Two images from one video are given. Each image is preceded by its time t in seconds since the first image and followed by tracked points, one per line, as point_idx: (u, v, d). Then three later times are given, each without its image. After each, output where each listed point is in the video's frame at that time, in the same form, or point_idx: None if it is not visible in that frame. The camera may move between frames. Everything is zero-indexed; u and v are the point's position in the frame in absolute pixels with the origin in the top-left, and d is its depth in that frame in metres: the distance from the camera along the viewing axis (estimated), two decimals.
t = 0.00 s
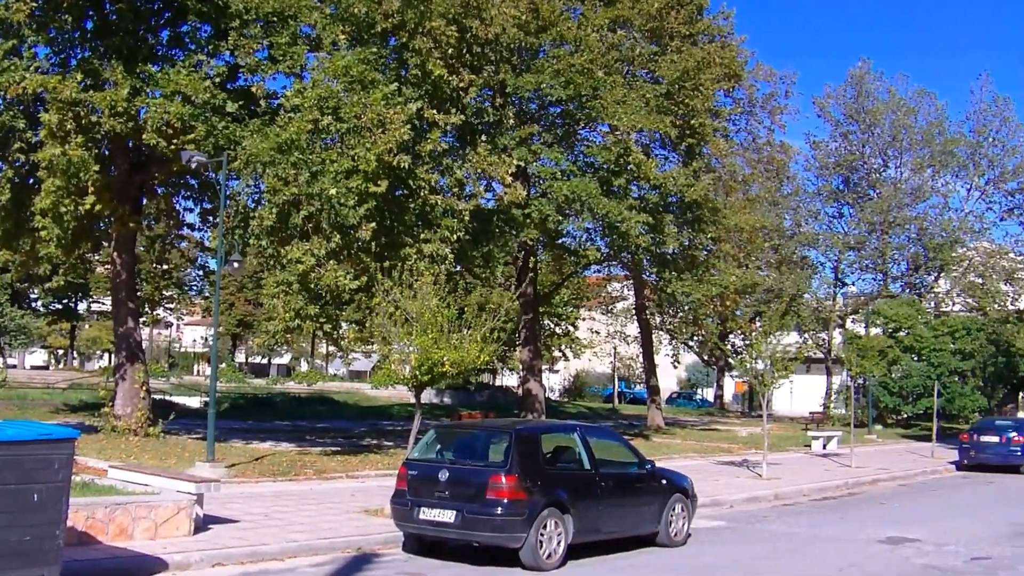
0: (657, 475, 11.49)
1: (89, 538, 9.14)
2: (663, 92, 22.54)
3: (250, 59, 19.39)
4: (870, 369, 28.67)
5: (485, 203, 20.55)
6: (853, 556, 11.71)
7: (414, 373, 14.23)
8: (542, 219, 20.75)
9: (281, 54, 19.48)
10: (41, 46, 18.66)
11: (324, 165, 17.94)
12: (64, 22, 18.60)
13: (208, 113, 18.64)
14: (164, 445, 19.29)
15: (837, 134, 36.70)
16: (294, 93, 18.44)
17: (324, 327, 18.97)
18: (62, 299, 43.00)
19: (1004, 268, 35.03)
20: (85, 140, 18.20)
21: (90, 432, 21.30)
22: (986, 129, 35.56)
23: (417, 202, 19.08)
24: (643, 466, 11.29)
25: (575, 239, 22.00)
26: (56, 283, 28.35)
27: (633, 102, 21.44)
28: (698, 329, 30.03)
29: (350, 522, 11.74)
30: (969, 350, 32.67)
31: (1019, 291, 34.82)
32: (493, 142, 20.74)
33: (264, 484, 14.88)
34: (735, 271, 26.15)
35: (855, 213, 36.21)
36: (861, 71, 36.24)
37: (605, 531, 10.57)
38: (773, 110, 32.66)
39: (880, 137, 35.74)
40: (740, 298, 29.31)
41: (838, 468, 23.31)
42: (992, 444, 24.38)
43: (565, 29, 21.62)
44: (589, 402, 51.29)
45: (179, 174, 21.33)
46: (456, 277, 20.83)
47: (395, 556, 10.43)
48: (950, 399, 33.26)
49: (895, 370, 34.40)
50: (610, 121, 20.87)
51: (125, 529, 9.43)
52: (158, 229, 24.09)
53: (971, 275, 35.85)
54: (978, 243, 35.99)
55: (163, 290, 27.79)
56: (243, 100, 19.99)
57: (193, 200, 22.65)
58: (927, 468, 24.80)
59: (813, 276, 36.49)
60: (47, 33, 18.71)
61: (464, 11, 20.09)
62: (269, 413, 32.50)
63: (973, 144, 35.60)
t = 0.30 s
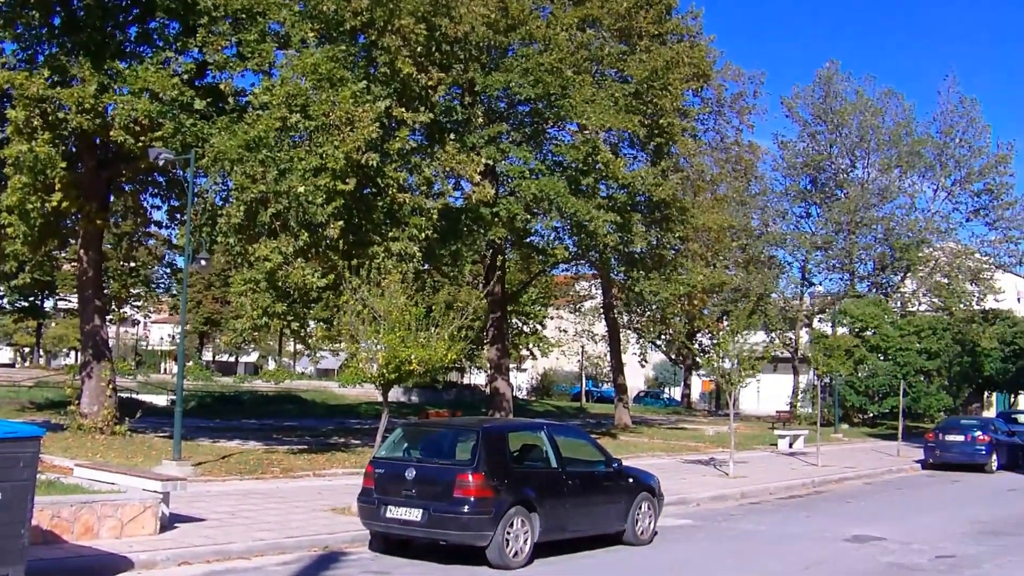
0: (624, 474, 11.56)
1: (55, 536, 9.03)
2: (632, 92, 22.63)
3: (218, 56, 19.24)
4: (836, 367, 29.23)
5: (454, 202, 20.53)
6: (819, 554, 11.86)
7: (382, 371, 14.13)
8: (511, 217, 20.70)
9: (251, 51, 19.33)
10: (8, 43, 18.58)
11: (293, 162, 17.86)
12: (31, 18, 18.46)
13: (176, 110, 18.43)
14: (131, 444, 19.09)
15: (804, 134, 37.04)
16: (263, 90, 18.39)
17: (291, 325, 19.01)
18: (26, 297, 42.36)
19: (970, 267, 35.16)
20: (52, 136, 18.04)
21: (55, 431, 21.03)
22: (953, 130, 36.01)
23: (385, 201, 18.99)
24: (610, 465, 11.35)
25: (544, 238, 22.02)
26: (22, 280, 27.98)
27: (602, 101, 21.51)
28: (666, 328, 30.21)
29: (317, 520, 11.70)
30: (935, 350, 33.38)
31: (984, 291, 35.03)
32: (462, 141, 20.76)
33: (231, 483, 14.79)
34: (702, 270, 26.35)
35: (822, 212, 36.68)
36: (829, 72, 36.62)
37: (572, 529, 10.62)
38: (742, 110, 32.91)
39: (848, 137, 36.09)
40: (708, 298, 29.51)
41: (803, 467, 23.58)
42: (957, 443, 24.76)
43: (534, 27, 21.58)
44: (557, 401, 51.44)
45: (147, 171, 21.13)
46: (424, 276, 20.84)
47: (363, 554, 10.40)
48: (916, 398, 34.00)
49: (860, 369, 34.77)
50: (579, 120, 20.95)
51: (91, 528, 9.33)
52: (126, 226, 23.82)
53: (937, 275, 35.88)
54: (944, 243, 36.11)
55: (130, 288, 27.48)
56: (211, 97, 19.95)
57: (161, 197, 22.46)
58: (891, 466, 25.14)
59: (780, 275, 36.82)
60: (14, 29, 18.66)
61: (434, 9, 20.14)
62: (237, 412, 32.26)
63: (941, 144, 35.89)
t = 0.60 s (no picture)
0: (591, 472, 11.62)
1: (20, 536, 8.92)
2: (600, 91, 22.71)
3: (187, 52, 19.01)
4: (802, 366, 29.51)
5: (422, 200, 20.58)
6: (785, 552, 12.00)
7: (349, 369, 14.12)
8: (479, 216, 20.81)
9: (219, 48, 19.11)
10: None
11: (261, 160, 17.69)
12: None
13: (144, 107, 18.33)
14: (97, 442, 18.87)
15: (771, 134, 37.39)
16: (231, 87, 18.27)
17: (258, 324, 18.69)
18: None
19: (936, 267, 36.06)
20: (19, 132, 17.84)
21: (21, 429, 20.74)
22: (919, 131, 36.51)
23: (353, 198, 19.01)
24: (576, 464, 11.41)
25: (512, 236, 21.92)
26: None
27: (571, 100, 21.61)
28: (633, 326, 30.38)
29: (284, 519, 11.64)
30: (901, 350, 34.39)
31: (950, 291, 36.19)
32: (430, 139, 20.69)
33: (197, 481, 14.68)
34: (671, 269, 26.53)
35: (790, 212, 36.89)
36: (797, 72, 36.94)
37: (539, 528, 10.65)
38: (710, 109, 33.13)
39: (815, 138, 36.46)
40: (676, 296, 29.68)
41: (769, 465, 23.80)
42: (924, 442, 25.12)
43: (504, 26, 21.54)
44: (526, 399, 51.50)
45: (114, 168, 20.91)
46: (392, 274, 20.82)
47: (330, 552, 10.36)
48: (883, 397, 34.63)
49: (828, 368, 35.56)
50: (548, 119, 21.04)
51: (57, 526, 9.23)
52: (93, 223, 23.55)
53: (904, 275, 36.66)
54: (911, 243, 36.70)
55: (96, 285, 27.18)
56: (179, 94, 19.71)
57: (129, 194, 22.21)
58: (855, 464, 25.44)
59: (747, 274, 37.24)
60: None
61: (403, 7, 20.05)
62: (204, 410, 31.99)
63: (907, 146, 36.52)
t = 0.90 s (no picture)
0: (557, 469, 11.67)
1: None
2: (567, 90, 22.81)
3: (154, 49, 18.80)
4: (768, 364, 29.76)
5: (388, 197, 20.39)
6: (751, 548, 12.14)
7: (316, 367, 14.01)
8: (446, 214, 20.67)
9: (186, 44, 18.97)
10: None
11: (228, 157, 17.56)
12: None
13: (111, 103, 18.03)
14: (62, 439, 18.65)
15: (737, 133, 37.71)
16: (198, 83, 18.02)
17: (227, 320, 19.54)
18: None
19: (900, 267, 36.47)
20: None
21: None
22: (884, 131, 36.95)
23: (321, 195, 18.84)
24: (542, 461, 11.46)
25: (479, 234, 21.65)
26: None
27: (538, 99, 21.66)
28: (600, 323, 30.44)
29: (250, 516, 11.58)
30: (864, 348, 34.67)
31: (913, 290, 36.68)
32: (397, 137, 20.66)
33: (163, 478, 14.55)
34: (637, 267, 26.73)
35: (755, 211, 37.22)
36: (763, 72, 37.23)
37: (506, 524, 10.69)
38: (676, 108, 33.36)
39: (781, 137, 36.81)
40: (642, 294, 29.84)
41: (735, 462, 24.01)
42: (886, 439, 25.51)
43: (471, 24, 21.58)
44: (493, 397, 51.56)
45: (80, 164, 20.67)
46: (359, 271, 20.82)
47: (298, 549, 10.34)
48: (847, 393, 34.98)
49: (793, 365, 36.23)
50: (515, 117, 20.91)
51: (22, 524, 9.14)
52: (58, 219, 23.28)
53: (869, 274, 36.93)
54: (875, 243, 36.96)
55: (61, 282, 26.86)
56: (146, 90, 19.45)
57: (95, 190, 21.94)
58: (819, 462, 25.72)
59: (713, 272, 37.58)
60: None
61: (372, 3, 19.81)
62: (171, 407, 31.69)
63: (872, 145, 36.90)
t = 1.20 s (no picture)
0: (524, 466, 11.72)
1: None
2: (535, 88, 22.95)
3: (121, 43, 18.48)
4: (733, 361, 30.00)
5: (356, 194, 20.44)
6: (716, 545, 12.26)
7: (283, 364, 13.96)
8: (414, 211, 20.65)
9: (153, 40, 18.66)
10: None
11: (194, 153, 17.40)
12: None
13: (78, 98, 17.92)
14: (27, 436, 18.41)
15: (704, 132, 37.95)
16: (166, 79, 17.81)
17: (192, 316, 19.29)
18: None
19: (865, 265, 36.80)
20: None
21: None
22: (849, 130, 37.39)
23: (288, 192, 18.78)
24: (509, 458, 11.50)
25: (447, 231, 21.90)
26: None
27: (505, 96, 21.63)
28: (566, 322, 30.44)
29: (216, 513, 11.51)
30: (829, 345, 35.60)
31: (877, 288, 37.05)
32: (365, 134, 20.57)
33: (129, 475, 14.41)
34: (603, 265, 26.88)
35: (721, 209, 37.49)
36: (730, 71, 37.51)
37: (472, 521, 10.72)
38: (643, 107, 33.53)
39: (747, 136, 37.08)
40: (609, 291, 29.98)
41: (701, 459, 24.21)
42: (851, 436, 25.85)
43: (439, 21, 21.53)
44: (460, 394, 51.56)
45: (47, 159, 20.44)
46: (326, 269, 20.41)
47: (265, 546, 10.30)
48: (812, 391, 35.59)
49: (759, 363, 36.80)
50: (483, 115, 20.92)
51: None
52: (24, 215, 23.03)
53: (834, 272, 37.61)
54: (840, 241, 37.38)
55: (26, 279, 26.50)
56: (113, 86, 19.19)
57: (62, 186, 21.63)
58: (784, 458, 25.98)
59: (679, 270, 37.79)
60: None
61: (340, 1, 19.84)
62: (137, 404, 31.37)
63: (837, 145, 37.35)
